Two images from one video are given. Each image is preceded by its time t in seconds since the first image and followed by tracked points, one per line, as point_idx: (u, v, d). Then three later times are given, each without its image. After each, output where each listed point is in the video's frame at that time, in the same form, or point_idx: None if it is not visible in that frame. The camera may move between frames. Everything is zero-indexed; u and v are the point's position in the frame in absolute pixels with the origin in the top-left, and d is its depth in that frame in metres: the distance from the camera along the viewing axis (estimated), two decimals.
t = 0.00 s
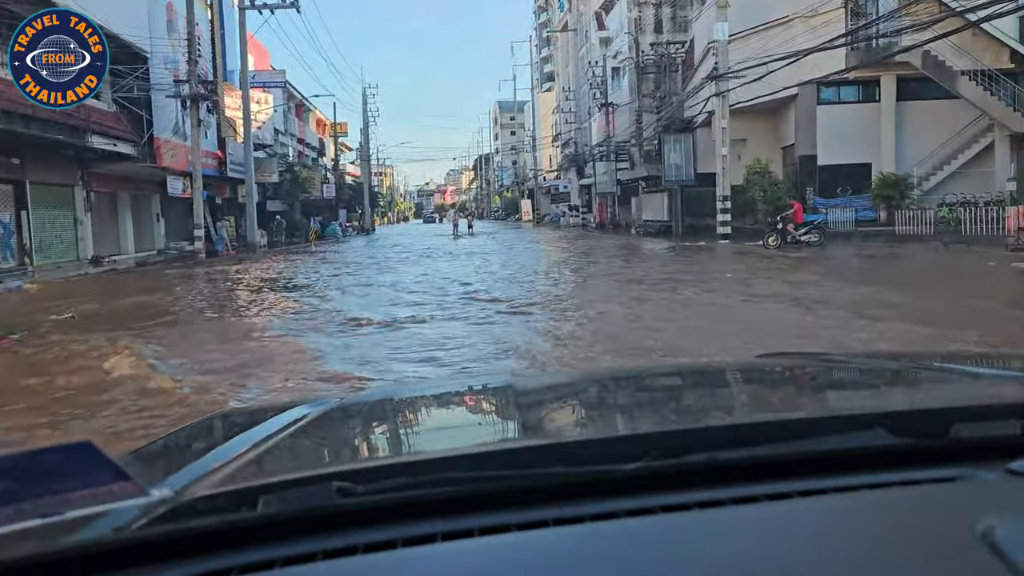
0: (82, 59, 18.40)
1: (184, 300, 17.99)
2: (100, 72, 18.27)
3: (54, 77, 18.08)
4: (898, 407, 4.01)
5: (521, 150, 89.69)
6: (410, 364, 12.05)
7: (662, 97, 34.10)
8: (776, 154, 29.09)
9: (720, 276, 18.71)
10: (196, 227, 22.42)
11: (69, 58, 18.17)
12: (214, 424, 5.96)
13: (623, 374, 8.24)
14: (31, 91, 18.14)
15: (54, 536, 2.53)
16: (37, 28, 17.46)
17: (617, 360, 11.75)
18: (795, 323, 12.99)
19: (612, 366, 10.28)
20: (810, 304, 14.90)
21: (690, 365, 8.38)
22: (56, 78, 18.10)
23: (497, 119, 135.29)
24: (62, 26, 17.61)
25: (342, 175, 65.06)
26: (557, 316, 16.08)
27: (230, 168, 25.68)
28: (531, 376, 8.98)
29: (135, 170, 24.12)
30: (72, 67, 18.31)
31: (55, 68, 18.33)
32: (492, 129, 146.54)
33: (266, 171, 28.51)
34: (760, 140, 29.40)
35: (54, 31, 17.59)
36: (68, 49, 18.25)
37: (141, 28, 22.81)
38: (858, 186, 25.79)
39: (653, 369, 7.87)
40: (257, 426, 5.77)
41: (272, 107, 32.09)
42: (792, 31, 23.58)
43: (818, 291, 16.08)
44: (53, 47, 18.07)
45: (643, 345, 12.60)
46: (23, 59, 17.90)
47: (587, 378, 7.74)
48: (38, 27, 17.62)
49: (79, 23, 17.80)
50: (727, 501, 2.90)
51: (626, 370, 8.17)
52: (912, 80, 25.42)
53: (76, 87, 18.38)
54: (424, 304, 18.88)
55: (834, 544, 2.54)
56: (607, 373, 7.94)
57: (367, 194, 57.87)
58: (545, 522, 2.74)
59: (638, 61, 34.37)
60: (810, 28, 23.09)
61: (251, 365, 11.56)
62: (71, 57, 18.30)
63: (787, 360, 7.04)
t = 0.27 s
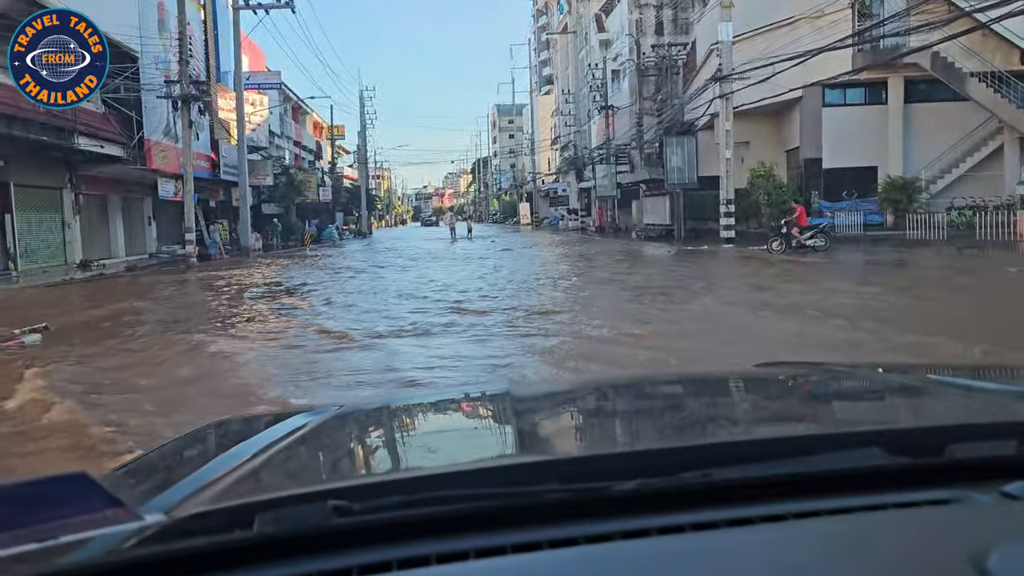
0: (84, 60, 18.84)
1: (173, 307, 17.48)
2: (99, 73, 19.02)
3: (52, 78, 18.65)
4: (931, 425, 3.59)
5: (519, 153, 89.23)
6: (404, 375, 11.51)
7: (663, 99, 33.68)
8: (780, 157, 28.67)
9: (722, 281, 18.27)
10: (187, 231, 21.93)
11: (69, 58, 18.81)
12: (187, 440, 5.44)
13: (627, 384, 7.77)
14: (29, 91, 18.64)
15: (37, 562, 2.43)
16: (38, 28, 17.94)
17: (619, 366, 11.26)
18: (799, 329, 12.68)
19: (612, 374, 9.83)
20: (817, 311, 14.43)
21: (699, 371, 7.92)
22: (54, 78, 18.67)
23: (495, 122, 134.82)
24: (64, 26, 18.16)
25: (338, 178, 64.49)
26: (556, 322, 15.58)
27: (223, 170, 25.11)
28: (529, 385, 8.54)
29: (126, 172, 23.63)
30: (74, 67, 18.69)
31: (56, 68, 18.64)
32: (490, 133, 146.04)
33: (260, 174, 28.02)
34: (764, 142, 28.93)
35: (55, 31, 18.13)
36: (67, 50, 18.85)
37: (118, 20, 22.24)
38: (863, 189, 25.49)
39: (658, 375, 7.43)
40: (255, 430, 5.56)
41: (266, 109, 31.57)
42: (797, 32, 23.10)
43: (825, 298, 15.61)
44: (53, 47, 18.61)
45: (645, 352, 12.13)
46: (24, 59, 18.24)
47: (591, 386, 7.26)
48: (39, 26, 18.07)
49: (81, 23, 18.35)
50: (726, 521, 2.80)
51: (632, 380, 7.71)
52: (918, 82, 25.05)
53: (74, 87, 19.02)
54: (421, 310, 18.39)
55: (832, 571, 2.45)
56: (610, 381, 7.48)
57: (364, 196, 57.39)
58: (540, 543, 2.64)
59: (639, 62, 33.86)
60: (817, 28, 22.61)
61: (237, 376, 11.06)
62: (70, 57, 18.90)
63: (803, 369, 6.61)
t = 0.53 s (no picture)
0: (82, 60, 20.05)
1: (165, 315, 17.09)
2: (98, 73, 20.13)
3: (53, 78, 19.60)
4: (915, 439, 3.55)
5: (519, 160, 88.81)
6: (400, 385, 11.12)
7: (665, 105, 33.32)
8: (786, 162, 28.21)
9: (726, 290, 17.89)
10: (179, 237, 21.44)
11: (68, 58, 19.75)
12: (163, 455, 5.10)
13: (630, 393, 7.43)
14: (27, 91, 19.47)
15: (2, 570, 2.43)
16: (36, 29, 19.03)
17: (620, 376, 10.89)
18: (803, 337, 12.41)
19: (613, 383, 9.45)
20: (824, 320, 14.05)
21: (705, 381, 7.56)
22: (54, 78, 19.60)
23: (494, 129, 134.29)
24: (61, 26, 19.15)
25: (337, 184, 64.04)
26: (557, 330, 15.20)
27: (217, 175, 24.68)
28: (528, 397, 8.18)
29: (118, 177, 23.25)
30: (73, 67, 19.91)
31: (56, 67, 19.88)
32: (490, 140, 145.57)
33: (256, 179, 27.59)
34: (768, 148, 28.57)
35: (52, 31, 19.21)
36: (67, 51, 19.82)
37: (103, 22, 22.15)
38: (870, 196, 25.08)
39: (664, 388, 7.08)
40: (242, 440, 5.38)
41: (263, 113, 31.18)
42: (801, 35, 22.74)
43: (832, 306, 15.25)
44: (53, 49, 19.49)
45: (647, 362, 11.77)
46: (24, 59, 19.42)
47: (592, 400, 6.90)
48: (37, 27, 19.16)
49: (78, 24, 19.38)
50: (698, 527, 2.87)
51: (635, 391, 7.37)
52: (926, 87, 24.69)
53: (75, 87, 20.07)
54: (420, 317, 18.02)
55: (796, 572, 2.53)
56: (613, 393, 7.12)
57: (363, 203, 56.88)
58: (512, 547, 2.72)
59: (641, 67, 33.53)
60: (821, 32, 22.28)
61: (226, 386, 10.69)
62: (70, 58, 20.01)
63: (816, 379, 6.27)
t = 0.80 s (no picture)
0: (82, 61, 19.96)
1: (155, 325, 16.56)
2: (99, 73, 19.95)
3: (53, 78, 19.59)
4: (954, 448, 3.22)
5: (519, 166, 88.44)
6: (398, 397, 10.62)
7: (668, 111, 32.90)
8: (792, 169, 27.75)
9: (733, 299, 17.38)
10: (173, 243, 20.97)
11: (69, 58, 19.71)
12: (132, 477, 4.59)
13: (640, 408, 6.92)
14: (26, 91, 19.49)
15: None
16: (36, 28, 19.06)
17: (626, 388, 10.39)
18: (816, 348, 11.98)
19: (620, 396, 8.93)
20: (837, 331, 13.54)
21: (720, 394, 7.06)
22: (55, 78, 19.61)
23: (495, 135, 134.03)
24: (62, 26, 19.25)
25: (335, 190, 63.54)
26: (560, 339, 14.69)
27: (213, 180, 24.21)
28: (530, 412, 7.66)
29: (107, 182, 22.70)
30: (73, 67, 19.87)
31: (55, 68, 19.83)
32: (490, 146, 145.45)
33: (253, 184, 27.12)
34: (774, 154, 28.10)
35: (53, 31, 19.27)
36: (67, 51, 19.75)
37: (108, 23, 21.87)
38: (879, 203, 24.66)
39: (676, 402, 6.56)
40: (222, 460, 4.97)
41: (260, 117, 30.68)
42: (811, 39, 22.29)
43: (843, 316, 14.74)
44: (54, 48, 19.55)
45: (653, 373, 11.26)
46: (24, 59, 19.33)
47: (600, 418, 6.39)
48: (37, 27, 19.20)
49: (79, 24, 19.42)
50: (733, 543, 2.58)
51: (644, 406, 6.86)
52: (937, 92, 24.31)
53: (76, 88, 19.89)
54: (419, 326, 17.51)
55: None
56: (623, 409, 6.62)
57: (361, 209, 56.45)
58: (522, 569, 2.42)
59: (644, 72, 33.06)
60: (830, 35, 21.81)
61: (214, 399, 10.17)
62: (70, 58, 19.83)
63: (845, 394, 5.78)
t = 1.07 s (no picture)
0: (82, 61, 19.56)
1: (151, 335, 16.07)
2: (99, 72, 19.65)
3: (53, 77, 19.21)
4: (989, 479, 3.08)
5: (526, 174, 87.82)
6: (400, 409, 10.12)
7: (678, 118, 32.37)
8: (806, 177, 27.21)
9: (747, 311, 16.81)
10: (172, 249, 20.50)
11: (69, 57, 19.34)
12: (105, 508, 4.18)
13: (659, 425, 6.38)
14: (25, 91, 19.13)
15: None
16: (36, 28, 18.72)
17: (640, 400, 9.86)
18: (838, 363, 11.48)
19: (633, 412, 8.40)
20: (858, 344, 12.97)
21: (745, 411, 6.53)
22: (55, 77, 19.23)
23: (502, 143, 133.49)
24: (62, 26, 18.91)
25: (341, 197, 63.13)
26: (569, 350, 14.17)
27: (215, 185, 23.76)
28: (538, 427, 7.14)
29: (104, 186, 22.26)
30: (73, 68, 19.48)
31: (55, 68, 19.46)
32: (497, 154, 145.00)
33: (256, 190, 26.67)
34: (788, 162, 27.56)
35: (53, 31, 18.90)
36: (67, 50, 19.36)
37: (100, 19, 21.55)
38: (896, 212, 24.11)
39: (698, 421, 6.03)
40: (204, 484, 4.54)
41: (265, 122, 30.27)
42: (826, 44, 21.77)
43: (863, 329, 14.17)
44: (53, 48, 19.19)
45: (667, 387, 10.72)
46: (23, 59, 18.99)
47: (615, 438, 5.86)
48: (38, 27, 18.86)
49: (79, 24, 19.07)
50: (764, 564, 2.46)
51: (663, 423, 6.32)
52: (956, 100, 23.76)
53: (76, 87, 19.61)
54: (424, 336, 17.03)
55: None
56: (640, 426, 6.10)
57: (367, 216, 55.92)
58: None
59: (654, 79, 32.55)
60: (847, 40, 21.28)
61: (206, 412, 9.67)
62: (71, 57, 19.44)
63: (885, 416, 5.25)
